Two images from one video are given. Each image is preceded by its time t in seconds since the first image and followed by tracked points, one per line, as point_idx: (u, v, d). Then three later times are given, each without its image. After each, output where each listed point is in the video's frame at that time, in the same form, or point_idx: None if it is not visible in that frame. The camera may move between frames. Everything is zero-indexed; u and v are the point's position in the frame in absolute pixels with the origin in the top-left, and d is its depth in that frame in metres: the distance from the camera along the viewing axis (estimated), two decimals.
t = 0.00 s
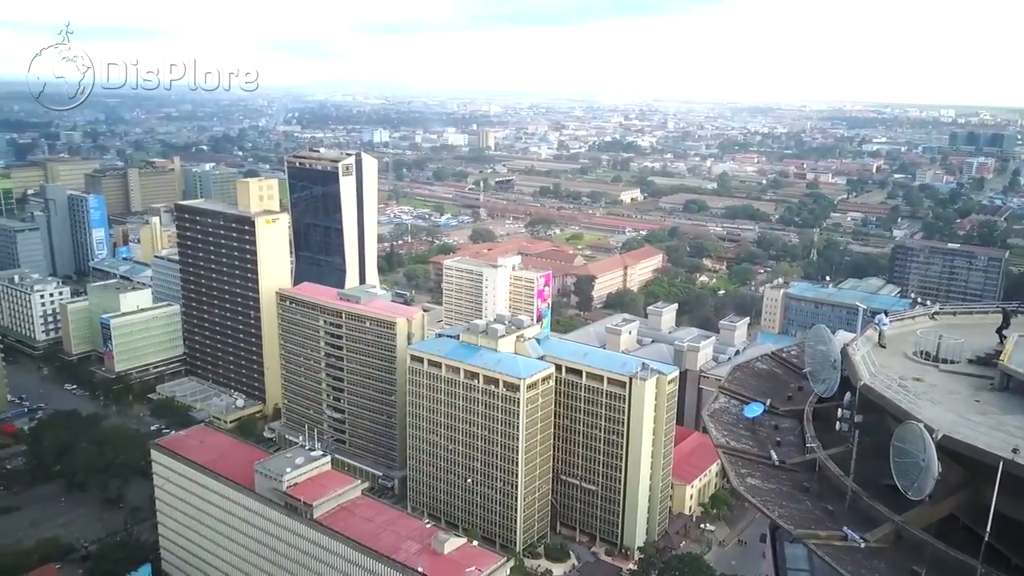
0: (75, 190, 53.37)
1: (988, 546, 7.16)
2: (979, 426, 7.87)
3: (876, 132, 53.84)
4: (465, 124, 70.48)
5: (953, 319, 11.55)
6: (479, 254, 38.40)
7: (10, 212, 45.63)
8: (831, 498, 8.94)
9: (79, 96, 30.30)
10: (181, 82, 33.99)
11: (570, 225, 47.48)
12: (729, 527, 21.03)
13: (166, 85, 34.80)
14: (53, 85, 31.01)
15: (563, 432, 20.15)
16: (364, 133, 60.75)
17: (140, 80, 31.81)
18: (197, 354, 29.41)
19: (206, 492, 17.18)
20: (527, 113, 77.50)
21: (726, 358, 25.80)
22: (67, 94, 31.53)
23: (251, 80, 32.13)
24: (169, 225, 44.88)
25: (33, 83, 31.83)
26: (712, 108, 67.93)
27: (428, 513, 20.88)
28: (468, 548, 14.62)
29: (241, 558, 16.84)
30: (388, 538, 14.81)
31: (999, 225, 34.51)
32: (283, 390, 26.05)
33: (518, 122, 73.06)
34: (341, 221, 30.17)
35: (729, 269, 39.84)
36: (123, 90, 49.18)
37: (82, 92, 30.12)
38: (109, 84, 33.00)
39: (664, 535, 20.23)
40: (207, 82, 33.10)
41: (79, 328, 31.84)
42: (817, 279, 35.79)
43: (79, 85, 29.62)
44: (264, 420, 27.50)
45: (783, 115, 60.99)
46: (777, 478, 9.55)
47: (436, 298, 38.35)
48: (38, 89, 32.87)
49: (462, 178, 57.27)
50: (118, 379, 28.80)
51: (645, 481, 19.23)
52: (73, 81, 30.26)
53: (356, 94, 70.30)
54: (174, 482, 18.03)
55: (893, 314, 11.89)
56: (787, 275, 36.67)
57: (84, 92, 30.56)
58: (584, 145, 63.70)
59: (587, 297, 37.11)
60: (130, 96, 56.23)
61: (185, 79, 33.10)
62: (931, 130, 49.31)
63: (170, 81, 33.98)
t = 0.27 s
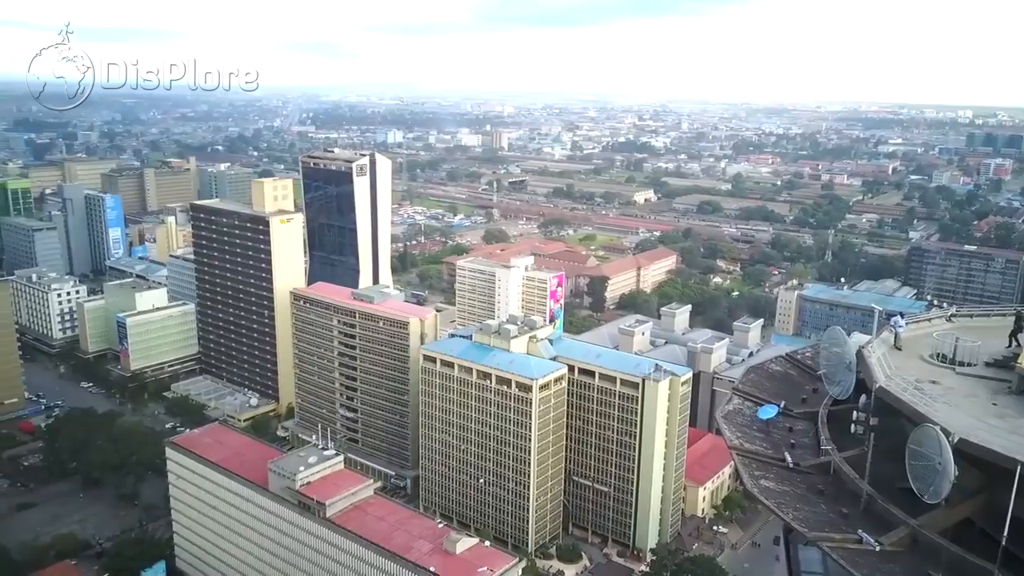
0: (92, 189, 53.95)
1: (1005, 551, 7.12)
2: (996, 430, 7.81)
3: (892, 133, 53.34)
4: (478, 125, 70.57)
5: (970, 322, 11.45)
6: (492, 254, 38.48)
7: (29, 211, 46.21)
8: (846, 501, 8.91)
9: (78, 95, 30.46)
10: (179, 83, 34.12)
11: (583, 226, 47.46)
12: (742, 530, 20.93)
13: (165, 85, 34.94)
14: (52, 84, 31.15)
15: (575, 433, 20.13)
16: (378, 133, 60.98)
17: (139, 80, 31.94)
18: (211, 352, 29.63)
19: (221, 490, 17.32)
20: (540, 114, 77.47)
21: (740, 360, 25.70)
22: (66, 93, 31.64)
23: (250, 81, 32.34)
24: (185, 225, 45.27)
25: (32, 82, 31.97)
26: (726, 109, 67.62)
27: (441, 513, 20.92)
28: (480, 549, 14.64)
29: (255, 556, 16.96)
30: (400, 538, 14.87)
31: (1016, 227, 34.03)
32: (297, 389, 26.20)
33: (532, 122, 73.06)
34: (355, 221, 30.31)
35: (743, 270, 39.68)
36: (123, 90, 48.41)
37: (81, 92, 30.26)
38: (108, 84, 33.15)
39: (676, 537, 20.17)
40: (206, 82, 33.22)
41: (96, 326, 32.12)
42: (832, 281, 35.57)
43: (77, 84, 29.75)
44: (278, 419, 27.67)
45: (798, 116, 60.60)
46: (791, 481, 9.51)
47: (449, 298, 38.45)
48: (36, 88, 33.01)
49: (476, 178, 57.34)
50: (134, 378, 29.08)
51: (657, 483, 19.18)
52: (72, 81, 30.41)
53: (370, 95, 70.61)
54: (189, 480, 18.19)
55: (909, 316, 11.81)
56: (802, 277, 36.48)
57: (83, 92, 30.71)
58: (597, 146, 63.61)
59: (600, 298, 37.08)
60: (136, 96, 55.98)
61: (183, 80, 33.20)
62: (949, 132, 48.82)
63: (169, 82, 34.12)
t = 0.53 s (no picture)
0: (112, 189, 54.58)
1: None
2: (1017, 434, 7.75)
3: (912, 135, 52.63)
4: (494, 125, 70.61)
5: (991, 325, 11.34)
6: (507, 254, 38.52)
7: (50, 211, 46.84)
8: (863, 505, 8.86)
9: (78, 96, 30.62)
10: (179, 83, 34.28)
11: (599, 226, 47.40)
12: (757, 533, 20.81)
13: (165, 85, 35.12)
14: (52, 84, 31.31)
15: (590, 434, 20.10)
16: (394, 134, 61.15)
17: (138, 79, 32.05)
18: (228, 351, 29.88)
19: (238, 488, 17.47)
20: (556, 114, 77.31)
21: (756, 362, 25.56)
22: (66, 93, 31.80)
23: (251, 81, 32.54)
24: (203, 224, 45.68)
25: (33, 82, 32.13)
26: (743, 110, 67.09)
27: (455, 513, 20.97)
28: (495, 549, 14.68)
29: (272, 554, 17.09)
30: (415, 537, 14.94)
31: None
32: (313, 388, 26.36)
33: (548, 123, 72.97)
34: (371, 220, 30.45)
35: (759, 272, 39.45)
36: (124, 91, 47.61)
37: (82, 92, 30.43)
38: (107, 84, 33.33)
39: (691, 539, 20.10)
40: (205, 82, 33.35)
41: (115, 324, 32.50)
42: (849, 283, 35.29)
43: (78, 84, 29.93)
44: (293, 417, 27.86)
45: (816, 117, 59.94)
46: (808, 483, 9.47)
47: (465, 298, 38.52)
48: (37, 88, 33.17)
49: (491, 179, 57.37)
50: (152, 376, 29.38)
51: (672, 484, 19.12)
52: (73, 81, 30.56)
53: (386, 96, 70.84)
54: (206, 477, 18.36)
55: (928, 319, 11.70)
56: (819, 279, 36.23)
57: (84, 92, 30.88)
58: (613, 147, 63.42)
59: (615, 299, 36.99)
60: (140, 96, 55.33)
61: (182, 79, 33.34)
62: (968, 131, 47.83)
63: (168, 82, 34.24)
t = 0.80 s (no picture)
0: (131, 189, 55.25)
1: None
2: None
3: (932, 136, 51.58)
4: (510, 126, 70.60)
5: (1011, 328, 11.22)
6: (523, 255, 38.53)
7: (70, 211, 47.42)
8: (880, 509, 8.81)
9: (79, 96, 30.78)
10: (179, 83, 34.44)
11: (615, 227, 47.31)
12: (773, 536, 20.67)
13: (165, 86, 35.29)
14: (52, 85, 31.48)
15: (605, 436, 20.07)
16: (410, 134, 61.32)
17: (137, 80, 32.20)
18: (245, 350, 30.12)
19: (254, 486, 17.61)
20: (572, 114, 77.10)
21: (773, 364, 25.41)
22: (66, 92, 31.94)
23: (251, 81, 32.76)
24: (221, 224, 46.09)
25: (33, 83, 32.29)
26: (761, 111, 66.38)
27: (469, 513, 21.01)
28: (509, 549, 14.71)
29: (287, 552, 17.21)
30: (429, 537, 14.99)
31: None
32: (328, 388, 26.51)
33: (564, 124, 72.87)
34: (387, 220, 30.58)
35: (776, 273, 39.23)
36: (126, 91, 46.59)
37: (83, 92, 30.59)
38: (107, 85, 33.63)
39: (706, 542, 20.02)
40: (205, 82, 33.50)
41: (133, 323, 32.86)
42: (867, 285, 35.01)
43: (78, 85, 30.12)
44: (309, 417, 28.04)
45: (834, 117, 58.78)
46: (826, 486, 9.42)
47: (480, 299, 38.61)
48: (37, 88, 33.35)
49: (506, 180, 57.40)
50: (169, 374, 29.66)
51: (687, 487, 19.06)
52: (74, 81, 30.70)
53: (402, 97, 71.04)
54: (222, 475, 18.50)
55: (948, 322, 11.59)
56: (837, 281, 35.96)
57: (84, 92, 31.05)
58: (629, 147, 63.23)
59: (630, 300, 36.92)
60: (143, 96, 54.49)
61: (182, 80, 33.49)
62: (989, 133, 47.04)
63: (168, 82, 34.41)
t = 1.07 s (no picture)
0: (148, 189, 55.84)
1: None
2: None
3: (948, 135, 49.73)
4: (523, 126, 70.56)
5: None
6: (535, 256, 38.56)
7: (88, 210, 47.94)
8: (895, 512, 8.77)
9: (78, 96, 31.05)
10: (178, 83, 34.66)
11: (628, 228, 47.22)
12: (786, 539, 20.57)
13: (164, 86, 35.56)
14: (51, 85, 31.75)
15: (617, 437, 20.05)
16: (424, 135, 61.43)
17: (135, 81, 32.44)
18: (259, 349, 30.33)
19: (268, 484, 17.74)
20: (585, 114, 76.85)
21: (787, 366, 25.29)
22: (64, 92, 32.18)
23: (250, 81, 32.95)
24: (236, 224, 46.44)
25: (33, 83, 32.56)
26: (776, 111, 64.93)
27: (482, 514, 21.05)
28: (521, 550, 14.72)
29: (300, 551, 17.31)
30: (441, 537, 15.04)
31: None
32: (342, 388, 26.65)
33: (577, 125, 72.72)
34: (401, 221, 30.69)
35: (790, 275, 39.04)
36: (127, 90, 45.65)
37: (82, 92, 30.86)
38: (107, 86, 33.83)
39: (719, 544, 19.95)
40: (204, 83, 33.68)
41: (149, 322, 33.16)
42: (882, 287, 34.77)
43: (77, 85, 30.40)
44: (322, 416, 28.19)
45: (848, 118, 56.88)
46: (840, 490, 9.38)
47: (493, 300, 38.67)
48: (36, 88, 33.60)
49: (520, 180, 57.43)
50: (184, 373, 29.89)
51: (700, 489, 19.01)
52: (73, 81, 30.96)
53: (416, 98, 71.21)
54: (237, 474, 18.65)
55: (964, 325, 11.50)
56: (851, 283, 35.74)
57: (83, 92, 31.31)
58: (643, 148, 63.04)
59: (643, 301, 36.88)
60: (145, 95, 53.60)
61: (181, 81, 33.70)
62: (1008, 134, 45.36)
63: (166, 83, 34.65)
